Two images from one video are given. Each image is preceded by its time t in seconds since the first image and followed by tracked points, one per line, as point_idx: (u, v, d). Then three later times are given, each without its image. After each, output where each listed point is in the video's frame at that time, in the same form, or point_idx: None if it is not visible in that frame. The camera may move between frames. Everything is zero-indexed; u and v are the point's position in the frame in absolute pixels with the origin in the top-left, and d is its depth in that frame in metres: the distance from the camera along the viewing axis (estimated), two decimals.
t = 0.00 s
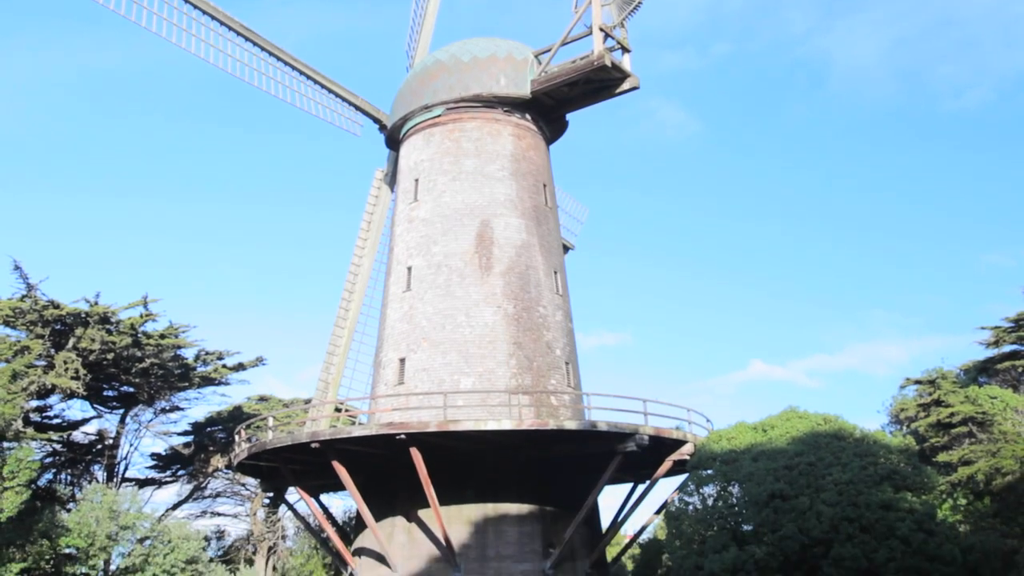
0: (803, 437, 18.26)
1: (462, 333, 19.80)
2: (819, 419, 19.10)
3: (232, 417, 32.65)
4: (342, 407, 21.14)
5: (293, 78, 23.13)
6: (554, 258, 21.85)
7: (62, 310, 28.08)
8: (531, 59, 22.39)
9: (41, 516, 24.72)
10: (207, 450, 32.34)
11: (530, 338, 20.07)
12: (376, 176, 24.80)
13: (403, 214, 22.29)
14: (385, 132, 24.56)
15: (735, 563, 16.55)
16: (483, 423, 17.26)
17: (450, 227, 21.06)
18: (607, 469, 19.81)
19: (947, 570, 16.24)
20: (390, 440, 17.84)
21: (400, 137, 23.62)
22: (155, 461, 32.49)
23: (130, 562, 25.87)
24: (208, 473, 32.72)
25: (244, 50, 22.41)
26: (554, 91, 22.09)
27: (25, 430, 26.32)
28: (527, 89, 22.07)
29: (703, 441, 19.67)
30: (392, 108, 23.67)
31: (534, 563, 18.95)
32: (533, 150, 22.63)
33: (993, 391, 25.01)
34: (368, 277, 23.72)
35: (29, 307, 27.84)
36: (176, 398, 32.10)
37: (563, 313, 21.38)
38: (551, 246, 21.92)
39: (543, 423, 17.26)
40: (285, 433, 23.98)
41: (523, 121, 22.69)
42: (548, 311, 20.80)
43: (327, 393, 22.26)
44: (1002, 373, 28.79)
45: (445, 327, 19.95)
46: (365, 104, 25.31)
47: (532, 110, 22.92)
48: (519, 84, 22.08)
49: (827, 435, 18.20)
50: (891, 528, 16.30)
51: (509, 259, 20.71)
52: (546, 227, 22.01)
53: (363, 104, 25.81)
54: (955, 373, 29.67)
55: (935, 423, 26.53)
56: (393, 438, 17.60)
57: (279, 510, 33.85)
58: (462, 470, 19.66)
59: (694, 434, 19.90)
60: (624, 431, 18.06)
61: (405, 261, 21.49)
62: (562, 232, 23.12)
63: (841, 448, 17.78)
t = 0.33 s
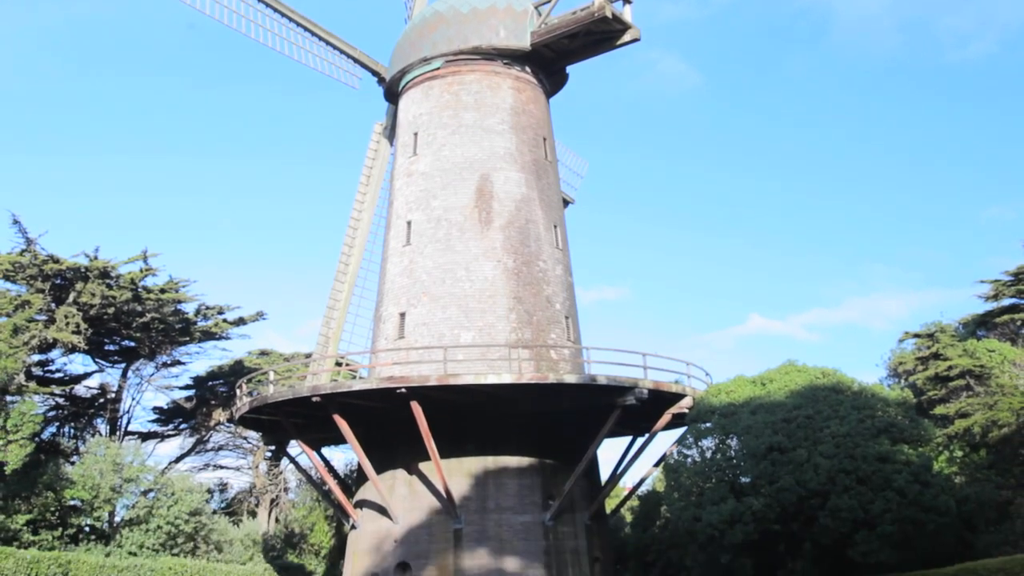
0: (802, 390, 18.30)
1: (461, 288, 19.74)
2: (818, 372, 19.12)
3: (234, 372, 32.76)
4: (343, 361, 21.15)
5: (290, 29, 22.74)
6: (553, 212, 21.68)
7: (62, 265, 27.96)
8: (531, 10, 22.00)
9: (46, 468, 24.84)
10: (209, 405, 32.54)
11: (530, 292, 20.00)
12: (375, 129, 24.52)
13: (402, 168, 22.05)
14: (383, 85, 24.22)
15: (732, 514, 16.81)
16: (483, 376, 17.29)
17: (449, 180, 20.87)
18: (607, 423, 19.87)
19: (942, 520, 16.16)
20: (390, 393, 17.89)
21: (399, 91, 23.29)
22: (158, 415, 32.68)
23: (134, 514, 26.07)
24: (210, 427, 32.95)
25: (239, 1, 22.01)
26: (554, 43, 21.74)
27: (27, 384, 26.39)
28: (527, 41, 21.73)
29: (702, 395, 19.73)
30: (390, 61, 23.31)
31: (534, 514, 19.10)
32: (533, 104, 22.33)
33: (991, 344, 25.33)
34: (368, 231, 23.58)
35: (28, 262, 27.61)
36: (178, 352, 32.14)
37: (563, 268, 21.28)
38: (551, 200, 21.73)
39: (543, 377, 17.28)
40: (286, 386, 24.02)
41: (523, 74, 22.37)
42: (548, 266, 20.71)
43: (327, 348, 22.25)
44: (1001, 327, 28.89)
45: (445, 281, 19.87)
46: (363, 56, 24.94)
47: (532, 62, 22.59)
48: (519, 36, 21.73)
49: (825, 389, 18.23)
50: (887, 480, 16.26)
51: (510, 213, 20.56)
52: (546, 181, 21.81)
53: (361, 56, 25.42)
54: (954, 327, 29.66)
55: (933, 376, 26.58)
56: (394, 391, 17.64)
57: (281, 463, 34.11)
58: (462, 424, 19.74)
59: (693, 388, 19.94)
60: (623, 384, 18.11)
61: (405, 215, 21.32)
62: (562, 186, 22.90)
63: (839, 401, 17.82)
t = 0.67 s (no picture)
0: (801, 352, 18.31)
1: (462, 250, 19.66)
2: (817, 334, 19.11)
3: (234, 334, 32.77)
4: (343, 323, 21.12)
5: None
6: (553, 173, 21.49)
7: (61, 227, 27.80)
8: None
9: (49, 428, 24.98)
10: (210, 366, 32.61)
11: (530, 254, 19.92)
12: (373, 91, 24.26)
13: (401, 129, 21.81)
14: (382, 45, 23.91)
15: (731, 474, 16.94)
16: (483, 338, 17.29)
17: (449, 141, 20.68)
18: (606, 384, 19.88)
19: (939, 480, 16.14)
20: (390, 355, 17.91)
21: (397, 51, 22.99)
22: (159, 376, 32.76)
23: (137, 475, 26.25)
24: (212, 388, 33.08)
25: None
26: (554, 2, 21.45)
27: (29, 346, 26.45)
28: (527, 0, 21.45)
29: (702, 356, 19.76)
30: (388, 20, 22.99)
31: (534, 475, 19.22)
32: (533, 64, 22.06)
33: (989, 305, 25.41)
34: (367, 193, 23.43)
35: (27, 224, 27.44)
36: (178, 314, 32.11)
37: (563, 229, 21.17)
38: (550, 161, 21.54)
39: (543, 339, 17.30)
40: (286, 348, 24.01)
41: (523, 34, 22.09)
42: (548, 227, 20.59)
43: (327, 309, 22.20)
44: (1000, 288, 28.83)
45: (445, 243, 19.79)
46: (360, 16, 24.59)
47: (532, 22, 22.30)
48: None
49: (825, 350, 18.24)
50: (885, 441, 16.27)
51: (510, 174, 20.41)
52: (546, 142, 21.59)
53: (359, 16, 25.06)
54: (953, 288, 29.60)
55: (932, 337, 26.52)
56: (394, 353, 17.65)
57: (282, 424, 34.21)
58: (462, 385, 19.79)
59: (693, 349, 19.95)
60: (623, 345, 18.11)
61: (404, 177, 21.14)
62: (562, 147, 22.69)
63: (838, 362, 17.84)
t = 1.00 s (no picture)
0: (800, 314, 18.32)
1: (461, 212, 19.58)
2: (817, 296, 19.09)
3: (234, 296, 32.75)
4: (343, 285, 21.08)
5: None
6: (553, 134, 21.31)
7: (60, 189, 27.63)
8: None
9: (51, 389, 25.18)
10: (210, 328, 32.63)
11: (529, 216, 19.84)
12: (372, 51, 24.00)
13: (399, 90, 21.54)
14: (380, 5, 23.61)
15: (729, 436, 17.02)
16: (482, 300, 17.30)
17: (448, 102, 20.47)
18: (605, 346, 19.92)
19: (936, 441, 16.30)
20: (390, 317, 17.92)
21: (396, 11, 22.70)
22: (159, 338, 32.81)
23: (139, 436, 26.44)
24: (212, 350, 33.17)
25: None
26: None
27: (29, 308, 26.46)
28: None
29: (701, 318, 19.76)
30: None
31: (534, 436, 19.34)
32: (533, 24, 21.82)
33: (989, 266, 25.43)
34: (367, 154, 23.27)
35: (25, 185, 27.28)
36: (178, 277, 32.06)
37: (563, 191, 21.04)
38: (550, 122, 21.34)
39: (543, 301, 17.30)
40: (286, 309, 23.99)
41: None
42: (548, 189, 20.48)
43: (327, 272, 22.16)
44: (1001, 250, 28.73)
45: (445, 205, 19.70)
46: None
47: None
48: None
49: (824, 312, 18.25)
50: (883, 401, 16.33)
51: (509, 136, 20.24)
52: (546, 104, 21.38)
53: None
54: (953, 250, 29.51)
55: (932, 299, 26.50)
56: (394, 314, 17.67)
57: (282, 386, 34.45)
58: (462, 347, 19.82)
59: (693, 311, 19.96)
60: (622, 307, 18.10)
61: (403, 138, 20.95)
62: (562, 108, 22.47)
63: (837, 323, 17.84)
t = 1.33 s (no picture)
0: (800, 282, 18.29)
1: (461, 180, 19.49)
2: (817, 264, 19.03)
3: (234, 265, 32.69)
4: (343, 254, 21.03)
5: None
6: (553, 102, 21.13)
7: (58, 157, 27.45)
8: None
9: (52, 358, 25.22)
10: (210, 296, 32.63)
11: (529, 184, 19.74)
12: (371, 18, 23.74)
13: (398, 57, 21.32)
14: None
15: (729, 403, 17.09)
16: (482, 269, 17.28)
17: (448, 69, 20.28)
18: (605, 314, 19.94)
19: (934, 408, 16.37)
20: (390, 285, 17.89)
21: None
22: (159, 306, 32.80)
23: (141, 404, 26.52)
24: (212, 319, 33.19)
25: None
26: None
27: (29, 276, 26.41)
28: None
29: (701, 287, 19.73)
30: None
31: (534, 403, 19.41)
32: None
33: (989, 235, 25.34)
34: (366, 122, 23.09)
35: (23, 154, 27.08)
36: (178, 246, 31.98)
37: (563, 159, 20.91)
38: (550, 89, 21.16)
39: (543, 270, 17.28)
40: (286, 278, 23.95)
41: None
42: (548, 156, 20.36)
43: (327, 240, 22.09)
44: (1002, 218, 28.63)
45: (444, 173, 19.60)
46: None
47: None
48: None
49: (823, 280, 18.21)
50: (883, 369, 16.36)
51: (509, 103, 20.08)
52: (546, 71, 21.18)
53: None
54: (954, 217, 29.41)
55: (932, 267, 26.44)
56: (394, 283, 17.65)
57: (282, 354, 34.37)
58: (462, 315, 19.83)
59: (693, 280, 19.95)
60: (622, 276, 18.07)
61: (402, 106, 20.78)
62: (562, 76, 22.27)
63: (837, 292, 17.82)
